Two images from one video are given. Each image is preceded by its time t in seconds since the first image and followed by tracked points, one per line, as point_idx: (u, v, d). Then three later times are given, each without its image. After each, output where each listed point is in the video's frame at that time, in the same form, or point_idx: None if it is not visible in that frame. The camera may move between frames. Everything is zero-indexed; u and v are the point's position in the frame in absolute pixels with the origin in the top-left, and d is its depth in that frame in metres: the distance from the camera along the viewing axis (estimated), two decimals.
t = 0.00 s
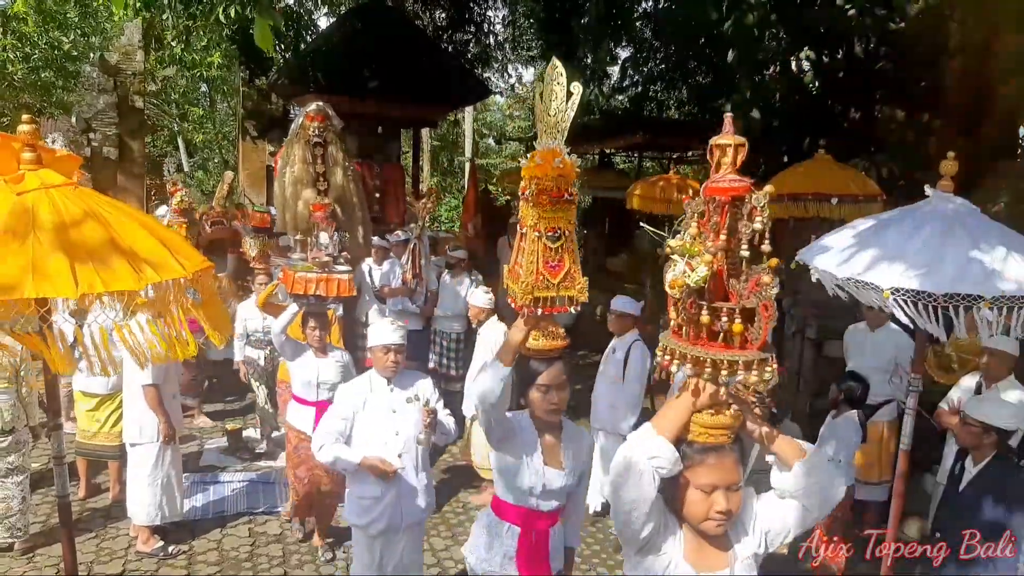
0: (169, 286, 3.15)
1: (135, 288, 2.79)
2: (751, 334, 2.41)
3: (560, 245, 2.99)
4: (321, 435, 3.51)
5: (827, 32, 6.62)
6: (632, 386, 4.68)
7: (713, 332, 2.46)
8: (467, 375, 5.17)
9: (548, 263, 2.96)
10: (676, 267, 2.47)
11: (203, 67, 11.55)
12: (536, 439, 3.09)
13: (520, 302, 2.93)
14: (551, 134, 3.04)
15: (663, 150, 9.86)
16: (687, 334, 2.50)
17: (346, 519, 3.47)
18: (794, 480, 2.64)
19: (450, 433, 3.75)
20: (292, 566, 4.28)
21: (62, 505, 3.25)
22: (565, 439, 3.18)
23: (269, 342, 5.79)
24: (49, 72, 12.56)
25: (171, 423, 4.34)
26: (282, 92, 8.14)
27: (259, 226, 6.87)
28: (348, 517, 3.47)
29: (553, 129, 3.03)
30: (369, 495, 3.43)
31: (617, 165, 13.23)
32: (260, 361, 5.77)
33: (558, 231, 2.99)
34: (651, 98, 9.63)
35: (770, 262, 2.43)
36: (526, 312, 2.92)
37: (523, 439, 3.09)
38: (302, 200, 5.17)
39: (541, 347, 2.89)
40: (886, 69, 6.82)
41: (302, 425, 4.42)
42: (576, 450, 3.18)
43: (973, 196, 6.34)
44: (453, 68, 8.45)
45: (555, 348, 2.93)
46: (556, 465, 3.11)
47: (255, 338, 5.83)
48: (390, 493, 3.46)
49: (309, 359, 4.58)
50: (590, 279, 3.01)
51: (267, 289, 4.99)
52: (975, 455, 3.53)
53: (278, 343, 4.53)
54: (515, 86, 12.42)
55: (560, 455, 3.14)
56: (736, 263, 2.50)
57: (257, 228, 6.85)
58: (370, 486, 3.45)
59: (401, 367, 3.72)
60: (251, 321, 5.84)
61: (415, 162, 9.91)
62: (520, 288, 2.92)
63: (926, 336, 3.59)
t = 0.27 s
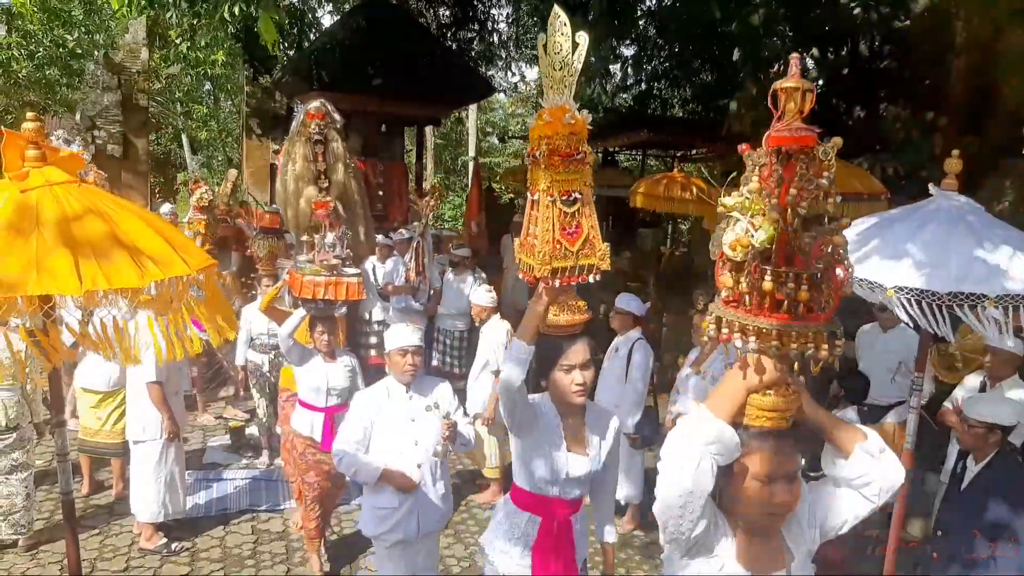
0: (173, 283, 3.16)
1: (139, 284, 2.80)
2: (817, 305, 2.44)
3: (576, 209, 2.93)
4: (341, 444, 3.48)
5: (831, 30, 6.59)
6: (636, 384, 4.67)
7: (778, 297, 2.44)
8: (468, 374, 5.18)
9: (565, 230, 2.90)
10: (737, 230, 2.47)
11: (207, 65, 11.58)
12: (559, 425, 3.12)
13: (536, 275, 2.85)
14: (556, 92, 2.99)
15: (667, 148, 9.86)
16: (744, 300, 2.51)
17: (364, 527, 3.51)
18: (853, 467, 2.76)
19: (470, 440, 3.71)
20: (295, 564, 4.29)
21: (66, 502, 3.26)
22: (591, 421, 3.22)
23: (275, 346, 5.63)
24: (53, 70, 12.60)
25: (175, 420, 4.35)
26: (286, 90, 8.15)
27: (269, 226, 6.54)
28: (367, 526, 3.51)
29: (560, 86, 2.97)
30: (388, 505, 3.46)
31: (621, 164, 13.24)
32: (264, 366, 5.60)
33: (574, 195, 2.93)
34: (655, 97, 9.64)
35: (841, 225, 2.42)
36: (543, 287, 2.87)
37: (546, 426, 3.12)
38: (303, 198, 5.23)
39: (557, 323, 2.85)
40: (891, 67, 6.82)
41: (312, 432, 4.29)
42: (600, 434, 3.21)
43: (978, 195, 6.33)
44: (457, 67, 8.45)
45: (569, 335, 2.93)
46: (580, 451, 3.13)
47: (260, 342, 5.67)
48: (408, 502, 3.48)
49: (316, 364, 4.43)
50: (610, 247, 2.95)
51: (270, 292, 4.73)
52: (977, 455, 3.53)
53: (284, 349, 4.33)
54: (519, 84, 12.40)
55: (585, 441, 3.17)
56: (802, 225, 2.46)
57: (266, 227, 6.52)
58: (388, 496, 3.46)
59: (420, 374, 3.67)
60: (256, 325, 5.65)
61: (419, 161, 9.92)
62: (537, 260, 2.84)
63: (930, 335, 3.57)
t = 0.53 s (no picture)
0: (174, 282, 3.15)
1: (140, 283, 2.80)
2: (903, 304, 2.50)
3: (611, 206, 2.82)
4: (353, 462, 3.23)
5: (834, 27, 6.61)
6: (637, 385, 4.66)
7: (862, 286, 2.50)
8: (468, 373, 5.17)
9: (598, 227, 2.79)
10: (813, 222, 2.55)
11: (208, 64, 11.58)
12: (586, 436, 2.90)
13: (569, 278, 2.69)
14: (589, 77, 2.85)
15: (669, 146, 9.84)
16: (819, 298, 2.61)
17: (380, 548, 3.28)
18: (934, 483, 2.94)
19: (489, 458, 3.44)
20: (296, 563, 4.30)
21: (67, 502, 3.26)
22: (617, 429, 3.04)
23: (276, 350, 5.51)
24: (56, 69, 12.61)
25: (177, 420, 4.36)
26: (287, 89, 8.14)
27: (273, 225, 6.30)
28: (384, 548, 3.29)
29: (594, 71, 2.82)
30: (402, 525, 3.22)
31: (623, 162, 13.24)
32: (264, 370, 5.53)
33: (608, 189, 2.80)
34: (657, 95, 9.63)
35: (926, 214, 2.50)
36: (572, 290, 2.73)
37: (573, 438, 2.90)
38: (303, 196, 5.27)
39: (587, 329, 2.71)
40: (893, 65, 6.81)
41: (315, 444, 4.11)
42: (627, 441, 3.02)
43: (980, 192, 6.31)
44: (459, 64, 8.44)
45: (599, 340, 2.74)
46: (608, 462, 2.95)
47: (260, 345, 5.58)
48: (425, 523, 3.24)
49: (320, 372, 4.27)
50: (644, 245, 2.86)
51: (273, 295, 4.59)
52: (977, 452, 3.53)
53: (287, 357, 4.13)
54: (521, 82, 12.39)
55: (610, 450, 2.98)
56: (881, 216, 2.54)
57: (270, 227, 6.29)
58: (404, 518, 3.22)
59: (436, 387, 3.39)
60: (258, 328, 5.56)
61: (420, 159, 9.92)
62: (570, 260, 2.69)
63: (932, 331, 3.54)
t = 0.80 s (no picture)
0: (173, 280, 3.14)
1: (139, 282, 2.79)
2: None
3: (663, 188, 2.37)
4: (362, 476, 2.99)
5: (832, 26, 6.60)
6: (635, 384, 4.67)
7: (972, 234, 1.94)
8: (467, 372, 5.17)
9: (648, 212, 2.35)
10: (920, 139, 1.90)
11: (207, 62, 11.56)
12: (637, 439, 2.51)
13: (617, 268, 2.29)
14: (635, 48, 2.46)
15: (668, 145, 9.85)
16: (926, 236, 1.96)
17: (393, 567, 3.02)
18: None
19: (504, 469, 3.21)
20: (296, 562, 4.29)
21: (66, 501, 3.26)
22: (674, 433, 2.64)
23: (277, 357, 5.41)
24: (54, 67, 12.57)
25: (176, 418, 4.35)
26: (286, 87, 8.12)
27: (278, 229, 6.07)
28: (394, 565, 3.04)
29: (641, 42, 2.45)
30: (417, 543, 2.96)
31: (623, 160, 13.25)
32: (266, 379, 5.43)
33: (660, 168, 2.36)
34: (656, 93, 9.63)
35: None
36: (619, 280, 2.33)
37: (622, 441, 2.51)
38: (303, 194, 5.29)
39: (637, 322, 2.36)
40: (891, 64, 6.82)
41: (317, 451, 3.93)
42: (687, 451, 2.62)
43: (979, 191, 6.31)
44: (458, 62, 8.43)
45: (649, 335, 2.41)
46: (661, 468, 2.56)
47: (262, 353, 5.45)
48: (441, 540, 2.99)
49: (321, 378, 4.08)
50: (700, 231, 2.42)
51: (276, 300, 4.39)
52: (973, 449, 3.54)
53: (287, 361, 4.04)
54: (519, 80, 12.37)
55: (666, 457, 2.59)
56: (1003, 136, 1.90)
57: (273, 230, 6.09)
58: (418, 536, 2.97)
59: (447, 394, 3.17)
60: (258, 333, 5.39)
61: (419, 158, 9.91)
62: (617, 248, 2.28)
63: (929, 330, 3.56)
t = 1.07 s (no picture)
0: (173, 280, 3.14)
1: (140, 281, 2.79)
2: None
3: (725, 152, 2.22)
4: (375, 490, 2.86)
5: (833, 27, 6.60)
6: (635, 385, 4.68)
7: None
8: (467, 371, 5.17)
9: (710, 176, 2.20)
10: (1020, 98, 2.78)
11: (208, 62, 11.55)
12: (689, 435, 2.32)
13: (672, 239, 2.14)
14: None
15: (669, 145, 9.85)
16: None
17: None
18: None
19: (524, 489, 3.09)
20: (296, 561, 4.30)
21: (68, 500, 3.26)
22: (731, 428, 2.44)
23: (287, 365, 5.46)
24: (55, 67, 12.57)
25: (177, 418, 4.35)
26: (287, 87, 8.12)
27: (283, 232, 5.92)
28: None
29: None
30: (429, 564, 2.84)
31: (623, 160, 13.27)
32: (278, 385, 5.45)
33: (722, 131, 2.21)
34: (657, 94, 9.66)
35: None
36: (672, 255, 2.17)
37: (673, 437, 2.31)
38: (303, 194, 5.31)
39: (693, 302, 2.17)
40: (891, 66, 6.85)
41: (324, 457, 3.84)
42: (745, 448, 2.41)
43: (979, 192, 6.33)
44: (459, 63, 8.43)
45: (706, 318, 2.21)
46: (714, 469, 2.36)
47: (271, 359, 5.48)
48: (452, 560, 2.87)
49: (329, 387, 3.94)
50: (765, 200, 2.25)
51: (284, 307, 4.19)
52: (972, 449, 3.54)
53: (294, 370, 3.81)
54: (520, 81, 12.37)
55: (721, 458, 2.39)
56: None
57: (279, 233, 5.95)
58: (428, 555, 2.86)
59: (465, 408, 3.03)
60: (268, 339, 5.39)
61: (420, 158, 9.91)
62: (674, 217, 2.13)
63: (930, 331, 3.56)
